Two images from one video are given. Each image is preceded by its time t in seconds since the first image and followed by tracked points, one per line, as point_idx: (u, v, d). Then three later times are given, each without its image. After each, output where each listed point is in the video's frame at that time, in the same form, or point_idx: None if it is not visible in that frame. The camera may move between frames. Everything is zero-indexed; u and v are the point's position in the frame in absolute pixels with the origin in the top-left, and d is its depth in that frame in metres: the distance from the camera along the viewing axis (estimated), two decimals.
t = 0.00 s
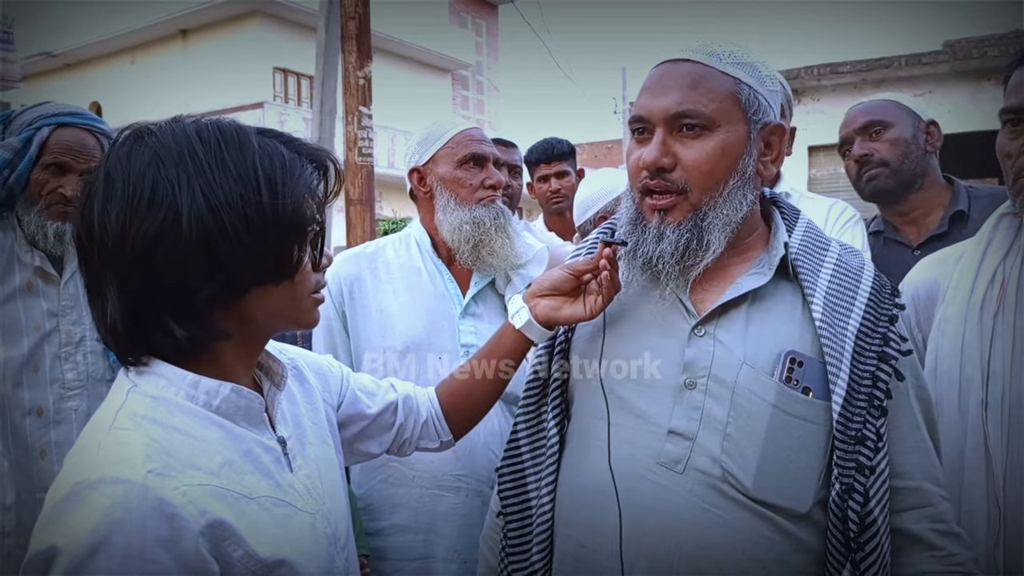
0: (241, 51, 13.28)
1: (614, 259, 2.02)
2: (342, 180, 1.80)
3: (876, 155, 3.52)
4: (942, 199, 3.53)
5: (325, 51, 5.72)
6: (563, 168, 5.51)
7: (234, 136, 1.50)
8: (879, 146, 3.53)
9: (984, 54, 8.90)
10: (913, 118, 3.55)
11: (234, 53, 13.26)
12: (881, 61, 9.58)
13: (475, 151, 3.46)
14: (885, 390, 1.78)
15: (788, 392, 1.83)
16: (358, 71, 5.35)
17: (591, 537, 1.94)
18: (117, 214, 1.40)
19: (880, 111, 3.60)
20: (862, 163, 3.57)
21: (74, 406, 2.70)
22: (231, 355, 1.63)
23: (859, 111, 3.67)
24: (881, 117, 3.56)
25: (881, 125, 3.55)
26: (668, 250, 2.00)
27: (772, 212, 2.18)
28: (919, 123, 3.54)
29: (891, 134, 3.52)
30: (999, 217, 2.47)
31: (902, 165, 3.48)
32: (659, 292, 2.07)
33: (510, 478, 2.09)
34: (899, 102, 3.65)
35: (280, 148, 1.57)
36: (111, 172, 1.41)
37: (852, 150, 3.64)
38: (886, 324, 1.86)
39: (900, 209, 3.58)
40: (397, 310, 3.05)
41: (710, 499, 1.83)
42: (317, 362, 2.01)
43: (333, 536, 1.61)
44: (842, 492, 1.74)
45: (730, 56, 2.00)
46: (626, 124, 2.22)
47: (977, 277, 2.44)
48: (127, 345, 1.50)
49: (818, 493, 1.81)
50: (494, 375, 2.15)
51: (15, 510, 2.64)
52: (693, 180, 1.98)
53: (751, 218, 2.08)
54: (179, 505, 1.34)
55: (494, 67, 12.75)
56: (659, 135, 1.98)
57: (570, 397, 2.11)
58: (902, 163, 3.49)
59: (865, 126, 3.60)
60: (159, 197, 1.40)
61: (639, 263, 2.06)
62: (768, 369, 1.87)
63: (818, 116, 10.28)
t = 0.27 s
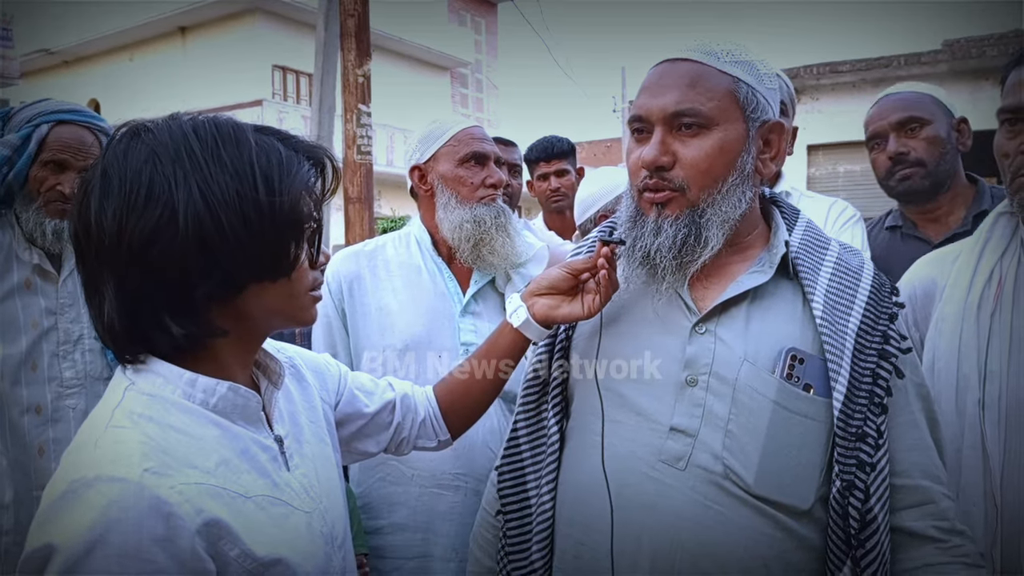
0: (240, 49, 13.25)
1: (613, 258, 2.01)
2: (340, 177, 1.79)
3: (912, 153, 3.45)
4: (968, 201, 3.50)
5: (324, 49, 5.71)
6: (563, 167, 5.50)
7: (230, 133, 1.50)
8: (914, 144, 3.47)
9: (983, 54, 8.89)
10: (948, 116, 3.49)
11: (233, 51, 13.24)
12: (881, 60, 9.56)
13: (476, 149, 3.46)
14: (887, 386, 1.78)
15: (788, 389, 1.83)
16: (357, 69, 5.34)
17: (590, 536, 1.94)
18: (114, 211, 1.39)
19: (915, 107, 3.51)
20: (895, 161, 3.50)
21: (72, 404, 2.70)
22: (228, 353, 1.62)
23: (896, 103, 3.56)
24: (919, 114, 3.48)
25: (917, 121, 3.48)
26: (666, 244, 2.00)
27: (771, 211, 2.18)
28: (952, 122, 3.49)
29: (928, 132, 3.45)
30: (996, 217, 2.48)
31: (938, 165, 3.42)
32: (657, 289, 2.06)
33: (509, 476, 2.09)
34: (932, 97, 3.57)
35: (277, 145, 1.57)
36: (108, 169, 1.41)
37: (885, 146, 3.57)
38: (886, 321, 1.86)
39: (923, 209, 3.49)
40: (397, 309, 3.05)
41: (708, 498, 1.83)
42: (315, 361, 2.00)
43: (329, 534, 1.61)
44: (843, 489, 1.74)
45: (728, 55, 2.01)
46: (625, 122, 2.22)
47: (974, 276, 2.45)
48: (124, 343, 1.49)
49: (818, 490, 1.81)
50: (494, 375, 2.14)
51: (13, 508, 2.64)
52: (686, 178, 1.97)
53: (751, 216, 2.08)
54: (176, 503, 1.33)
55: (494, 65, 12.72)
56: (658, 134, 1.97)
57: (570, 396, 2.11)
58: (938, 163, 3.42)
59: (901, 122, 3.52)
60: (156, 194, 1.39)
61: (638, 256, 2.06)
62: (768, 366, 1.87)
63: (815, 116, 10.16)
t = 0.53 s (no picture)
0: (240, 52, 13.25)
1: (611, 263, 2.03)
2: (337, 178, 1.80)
3: (948, 157, 2.95)
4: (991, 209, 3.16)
5: (323, 52, 5.71)
6: (564, 170, 5.51)
7: (225, 136, 1.50)
8: (948, 145, 2.97)
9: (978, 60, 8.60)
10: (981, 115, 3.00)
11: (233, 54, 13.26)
12: (880, 62, 9.51)
13: (477, 152, 3.47)
14: (889, 386, 1.78)
15: (791, 390, 1.83)
16: (357, 72, 5.34)
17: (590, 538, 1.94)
18: (110, 216, 1.39)
19: (949, 104, 3.00)
20: (927, 163, 3.01)
21: (72, 406, 2.70)
22: (227, 355, 1.62)
23: (931, 101, 3.04)
24: (953, 112, 2.97)
25: (953, 120, 2.96)
26: (666, 245, 2.00)
27: (771, 214, 2.18)
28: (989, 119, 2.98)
29: (965, 133, 2.95)
30: (993, 219, 2.48)
31: (971, 169, 2.98)
32: (659, 291, 2.07)
33: (510, 479, 2.09)
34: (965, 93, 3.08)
35: (272, 147, 1.57)
36: (103, 175, 1.41)
37: (919, 146, 3.04)
38: (886, 323, 1.86)
39: (948, 216, 3.09)
40: (397, 311, 3.05)
41: (707, 500, 1.83)
42: (313, 364, 2.00)
43: (327, 537, 1.61)
44: (844, 490, 1.74)
45: (726, 58, 2.01)
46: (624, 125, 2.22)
47: (972, 278, 2.45)
48: (123, 347, 1.49)
49: (820, 490, 1.80)
50: (494, 375, 2.14)
51: (13, 511, 2.64)
52: (687, 177, 1.97)
53: (750, 218, 2.08)
54: (174, 506, 1.34)
55: (494, 67, 12.71)
56: (657, 135, 1.98)
57: (570, 399, 2.12)
58: (971, 167, 2.97)
59: (936, 121, 3.00)
60: (152, 198, 1.40)
61: (639, 259, 2.06)
62: (770, 368, 1.87)
63: (814, 117, 10.16)
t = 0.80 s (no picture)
0: (237, 51, 13.22)
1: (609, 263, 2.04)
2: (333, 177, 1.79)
3: (967, 157, 2.94)
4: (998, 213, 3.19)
5: (321, 51, 5.70)
6: (562, 170, 5.50)
7: (220, 134, 1.50)
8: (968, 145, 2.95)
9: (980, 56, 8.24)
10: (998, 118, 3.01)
11: (231, 52, 13.23)
12: (878, 62, 9.31)
13: (475, 152, 3.45)
14: (880, 391, 1.78)
15: (784, 393, 1.83)
16: (354, 71, 5.33)
17: (587, 537, 1.93)
18: (105, 214, 1.39)
19: (970, 104, 2.99)
20: (945, 163, 2.99)
21: (69, 405, 2.69)
22: (221, 354, 1.62)
23: (949, 101, 3.02)
24: (974, 112, 2.96)
25: (974, 121, 2.96)
26: (657, 249, 2.00)
27: (769, 214, 2.18)
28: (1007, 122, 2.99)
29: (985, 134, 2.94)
30: (991, 220, 2.49)
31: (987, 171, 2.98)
32: (651, 294, 2.07)
33: (508, 478, 2.09)
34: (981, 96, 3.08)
35: (267, 146, 1.56)
36: (98, 173, 1.40)
37: (937, 145, 3.02)
38: (882, 326, 1.85)
39: (961, 216, 3.10)
40: (393, 310, 3.04)
41: (704, 501, 1.82)
42: (310, 364, 2.00)
43: (322, 537, 1.60)
44: (835, 494, 1.74)
45: (717, 59, 2.00)
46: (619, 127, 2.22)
47: (969, 279, 2.45)
48: (117, 346, 1.48)
49: (812, 493, 1.80)
50: (494, 374, 2.14)
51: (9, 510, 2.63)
52: (678, 183, 1.98)
53: (746, 220, 2.08)
54: (167, 506, 1.33)
55: (491, 67, 12.67)
56: (649, 139, 1.98)
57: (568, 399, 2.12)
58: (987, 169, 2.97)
59: (956, 121, 2.98)
60: (147, 196, 1.39)
61: (632, 261, 2.05)
62: (764, 370, 1.87)
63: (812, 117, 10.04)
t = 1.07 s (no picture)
0: (235, 48, 13.19)
1: (606, 258, 2.04)
2: (327, 173, 1.78)
3: (965, 154, 2.94)
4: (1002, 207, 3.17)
5: (318, 48, 5.68)
6: (558, 165, 5.48)
7: (214, 130, 1.49)
8: (966, 141, 2.95)
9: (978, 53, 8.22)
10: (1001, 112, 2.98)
11: (228, 49, 13.20)
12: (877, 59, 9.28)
13: (471, 148, 3.44)
14: (878, 389, 1.78)
15: (782, 389, 1.83)
16: (352, 68, 5.32)
17: (584, 533, 1.93)
18: (98, 209, 1.38)
19: (970, 99, 2.97)
20: (945, 159, 3.00)
21: (66, 403, 2.68)
22: (216, 351, 1.61)
23: (948, 97, 3.01)
24: (974, 107, 2.95)
25: (973, 116, 2.95)
26: (658, 248, 1.99)
27: (769, 210, 2.17)
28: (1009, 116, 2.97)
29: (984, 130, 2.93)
30: (989, 216, 2.48)
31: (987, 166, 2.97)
32: (652, 292, 2.06)
33: (504, 474, 2.09)
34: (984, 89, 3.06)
35: (262, 142, 1.55)
36: (91, 169, 1.40)
37: (936, 142, 3.02)
38: (881, 324, 1.85)
39: (962, 212, 3.08)
40: (390, 307, 3.04)
41: (700, 496, 1.82)
42: (306, 360, 1.99)
43: (318, 534, 1.59)
44: (832, 492, 1.74)
45: (716, 54, 2.00)
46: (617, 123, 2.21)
47: (967, 275, 2.45)
48: (111, 342, 1.48)
49: (810, 491, 1.80)
50: (494, 373, 2.13)
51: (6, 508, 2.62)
52: (680, 178, 1.97)
53: (744, 216, 2.07)
54: (162, 503, 1.32)
55: (489, 63, 12.63)
56: (647, 136, 1.97)
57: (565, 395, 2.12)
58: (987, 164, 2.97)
59: (956, 117, 2.98)
60: (140, 192, 1.38)
61: (632, 260, 2.06)
62: (762, 367, 1.87)
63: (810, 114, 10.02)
